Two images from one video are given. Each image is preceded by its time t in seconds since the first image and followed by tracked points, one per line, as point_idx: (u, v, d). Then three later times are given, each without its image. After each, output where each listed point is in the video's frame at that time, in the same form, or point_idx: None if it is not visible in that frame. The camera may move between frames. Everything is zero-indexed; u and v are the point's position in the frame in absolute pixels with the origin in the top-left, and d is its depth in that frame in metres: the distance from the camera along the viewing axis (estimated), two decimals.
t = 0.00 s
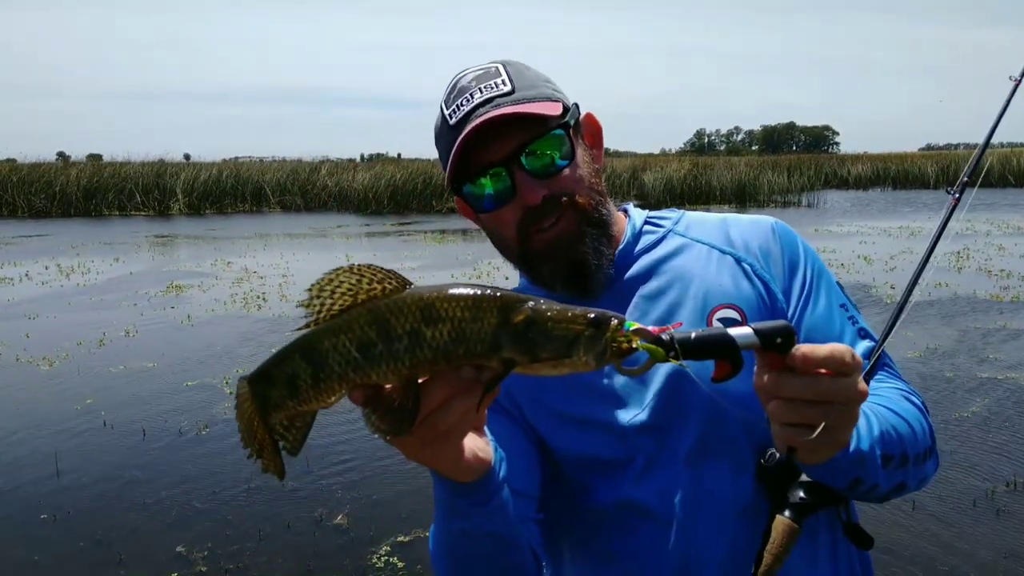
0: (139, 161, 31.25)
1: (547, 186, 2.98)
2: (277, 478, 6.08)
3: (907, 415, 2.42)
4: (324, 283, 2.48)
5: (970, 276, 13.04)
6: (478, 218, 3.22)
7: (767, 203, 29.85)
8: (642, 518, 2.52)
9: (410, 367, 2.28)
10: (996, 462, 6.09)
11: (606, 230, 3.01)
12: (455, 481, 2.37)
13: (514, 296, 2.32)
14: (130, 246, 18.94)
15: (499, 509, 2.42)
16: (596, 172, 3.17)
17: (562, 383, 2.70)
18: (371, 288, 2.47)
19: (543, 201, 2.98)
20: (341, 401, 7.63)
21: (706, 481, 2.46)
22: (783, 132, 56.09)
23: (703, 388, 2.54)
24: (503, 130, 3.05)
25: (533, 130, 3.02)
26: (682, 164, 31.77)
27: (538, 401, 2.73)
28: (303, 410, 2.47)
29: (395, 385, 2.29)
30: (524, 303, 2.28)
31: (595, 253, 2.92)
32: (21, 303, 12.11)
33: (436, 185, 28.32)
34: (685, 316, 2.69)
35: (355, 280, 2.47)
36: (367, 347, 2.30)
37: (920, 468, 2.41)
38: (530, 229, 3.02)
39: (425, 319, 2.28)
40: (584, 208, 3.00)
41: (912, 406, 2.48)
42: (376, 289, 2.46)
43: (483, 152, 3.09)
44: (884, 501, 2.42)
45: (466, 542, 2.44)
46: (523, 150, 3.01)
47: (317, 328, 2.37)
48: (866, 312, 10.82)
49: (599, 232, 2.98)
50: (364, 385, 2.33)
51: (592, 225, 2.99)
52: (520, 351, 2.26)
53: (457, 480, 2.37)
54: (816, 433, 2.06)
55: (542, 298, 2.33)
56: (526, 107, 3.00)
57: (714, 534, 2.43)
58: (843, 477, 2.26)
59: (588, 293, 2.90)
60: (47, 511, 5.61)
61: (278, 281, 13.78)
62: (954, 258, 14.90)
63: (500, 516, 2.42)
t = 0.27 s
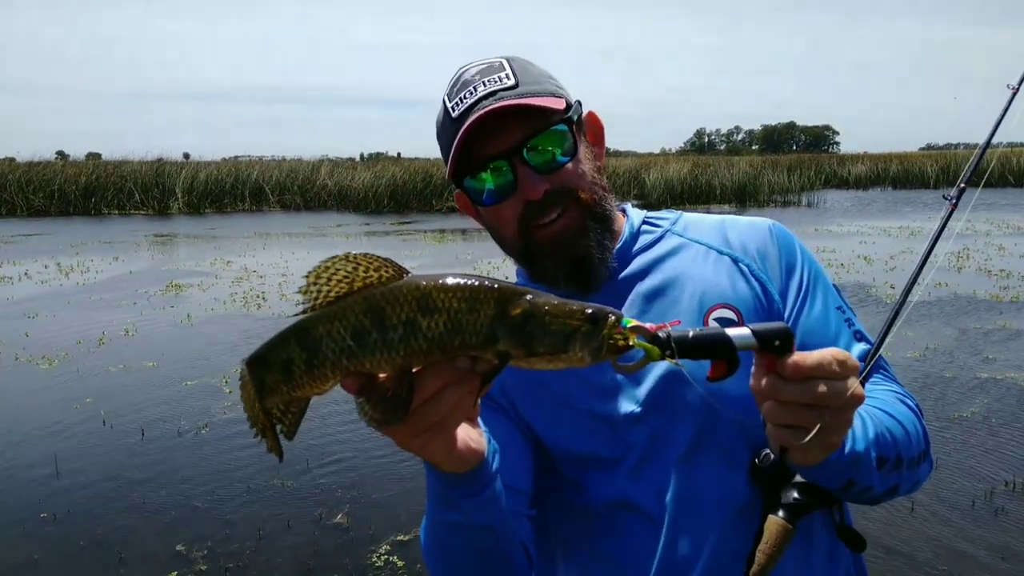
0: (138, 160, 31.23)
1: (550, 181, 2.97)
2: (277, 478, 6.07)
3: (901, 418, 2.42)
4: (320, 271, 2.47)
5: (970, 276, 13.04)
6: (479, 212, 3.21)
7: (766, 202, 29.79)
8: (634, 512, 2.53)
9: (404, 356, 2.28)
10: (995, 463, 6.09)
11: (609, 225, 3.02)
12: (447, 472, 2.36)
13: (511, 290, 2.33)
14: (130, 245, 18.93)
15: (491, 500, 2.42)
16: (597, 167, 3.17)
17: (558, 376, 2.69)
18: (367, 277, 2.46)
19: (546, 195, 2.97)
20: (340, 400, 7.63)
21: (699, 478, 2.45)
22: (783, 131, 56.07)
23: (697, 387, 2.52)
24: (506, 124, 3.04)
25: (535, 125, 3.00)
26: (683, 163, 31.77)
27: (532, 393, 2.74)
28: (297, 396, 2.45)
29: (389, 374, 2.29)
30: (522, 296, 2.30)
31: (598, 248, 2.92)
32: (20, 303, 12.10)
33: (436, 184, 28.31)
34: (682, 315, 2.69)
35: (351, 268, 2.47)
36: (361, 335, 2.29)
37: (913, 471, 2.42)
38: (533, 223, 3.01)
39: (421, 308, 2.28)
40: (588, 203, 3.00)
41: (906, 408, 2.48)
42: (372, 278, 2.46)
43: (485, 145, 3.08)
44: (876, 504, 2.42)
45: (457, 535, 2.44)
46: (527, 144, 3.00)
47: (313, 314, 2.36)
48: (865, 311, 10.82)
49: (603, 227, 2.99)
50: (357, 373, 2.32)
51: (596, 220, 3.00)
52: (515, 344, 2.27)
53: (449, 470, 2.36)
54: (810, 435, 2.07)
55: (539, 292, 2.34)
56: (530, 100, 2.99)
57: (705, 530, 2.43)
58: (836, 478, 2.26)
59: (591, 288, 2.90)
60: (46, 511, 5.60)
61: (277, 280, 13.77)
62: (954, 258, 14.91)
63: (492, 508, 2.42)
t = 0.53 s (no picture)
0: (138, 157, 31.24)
1: (548, 174, 2.96)
2: (277, 475, 6.08)
3: (894, 415, 2.42)
4: (314, 268, 2.48)
5: (970, 273, 13.03)
6: (475, 203, 3.19)
7: (766, 199, 29.60)
8: (627, 506, 2.52)
9: (398, 353, 2.28)
10: (995, 459, 6.09)
11: (603, 220, 3.03)
12: (439, 467, 2.35)
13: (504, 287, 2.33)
14: (130, 243, 18.94)
15: (483, 495, 2.40)
16: (592, 162, 3.17)
17: (551, 372, 2.68)
18: (360, 274, 2.47)
19: (543, 188, 2.95)
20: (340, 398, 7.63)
21: (693, 474, 2.46)
22: (783, 128, 56.00)
23: (690, 382, 2.52)
24: (505, 116, 3.02)
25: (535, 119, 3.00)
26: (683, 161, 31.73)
27: (525, 390, 2.73)
28: (291, 391, 2.46)
29: (382, 371, 2.29)
30: (515, 293, 2.30)
31: (592, 243, 2.92)
32: (21, 300, 12.11)
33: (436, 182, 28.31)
34: (675, 310, 2.69)
35: (344, 265, 2.47)
36: (354, 333, 2.30)
37: (906, 468, 2.42)
38: (529, 216, 2.99)
39: (415, 306, 2.28)
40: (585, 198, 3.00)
41: (899, 405, 2.48)
42: (366, 275, 2.47)
43: (484, 136, 3.05)
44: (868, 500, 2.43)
45: (449, 529, 2.43)
46: (525, 136, 2.98)
47: (306, 311, 2.36)
48: (865, 308, 10.82)
49: (597, 222, 3.00)
50: (350, 370, 2.32)
51: (590, 215, 3.00)
52: (508, 342, 2.27)
53: (442, 465, 2.35)
54: (800, 429, 2.07)
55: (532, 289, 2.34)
56: (530, 93, 2.98)
57: (698, 527, 2.43)
58: (827, 474, 2.27)
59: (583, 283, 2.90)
60: (46, 508, 5.61)
61: (276, 278, 13.75)
62: (954, 255, 14.90)
63: (484, 502, 2.41)
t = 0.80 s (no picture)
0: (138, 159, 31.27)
1: (516, 187, 2.92)
2: (277, 476, 6.08)
3: (894, 418, 2.43)
4: (315, 273, 2.47)
5: (970, 276, 13.05)
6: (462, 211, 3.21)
7: (766, 202, 29.70)
8: (622, 508, 2.52)
9: (404, 355, 2.28)
10: (995, 462, 6.09)
11: (580, 232, 2.93)
12: (438, 469, 2.39)
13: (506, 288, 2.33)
14: (130, 244, 18.96)
15: (479, 496, 2.42)
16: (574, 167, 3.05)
17: (548, 374, 2.70)
18: (362, 278, 2.47)
19: (509, 203, 2.93)
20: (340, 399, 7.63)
21: (688, 475, 2.46)
22: (783, 130, 56.07)
23: (692, 383, 2.52)
24: (474, 128, 3.00)
25: (507, 129, 2.93)
26: (682, 163, 31.77)
27: (522, 391, 2.74)
28: (291, 397, 2.44)
29: (386, 374, 2.29)
30: (518, 294, 2.30)
31: (558, 258, 2.88)
32: (21, 301, 12.11)
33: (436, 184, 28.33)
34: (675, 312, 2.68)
35: (346, 269, 2.47)
36: (359, 335, 2.29)
37: (905, 471, 2.42)
38: (499, 230, 2.99)
39: (420, 308, 2.28)
40: (555, 214, 2.92)
41: (899, 408, 2.49)
42: (367, 278, 2.47)
43: (459, 148, 3.06)
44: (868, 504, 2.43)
45: (444, 528, 2.44)
46: (492, 150, 2.95)
47: (308, 315, 2.36)
48: (865, 310, 10.83)
49: (569, 235, 2.91)
50: (355, 373, 2.31)
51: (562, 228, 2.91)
52: (511, 343, 2.27)
53: (444, 464, 2.37)
54: (806, 431, 2.07)
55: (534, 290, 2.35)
56: (495, 105, 2.93)
57: (695, 530, 2.43)
58: (829, 479, 2.27)
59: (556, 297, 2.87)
60: (46, 509, 5.61)
61: (276, 279, 13.76)
62: (954, 258, 14.92)
63: (478, 501, 2.42)
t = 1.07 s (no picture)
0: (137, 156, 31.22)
1: (503, 188, 2.92)
2: (276, 474, 6.07)
3: (891, 416, 2.42)
4: (313, 269, 2.46)
5: (970, 270, 13.03)
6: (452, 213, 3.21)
7: (765, 197, 29.68)
8: (620, 509, 2.52)
9: (404, 350, 2.27)
10: (994, 457, 6.09)
11: (568, 232, 2.90)
12: (424, 464, 2.37)
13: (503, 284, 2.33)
14: (129, 241, 18.93)
15: (465, 490, 2.42)
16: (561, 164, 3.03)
17: (544, 370, 2.70)
18: (360, 273, 2.46)
19: (496, 203, 2.92)
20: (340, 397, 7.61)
21: (688, 474, 2.46)
22: (783, 125, 55.99)
23: (690, 379, 2.52)
24: (460, 128, 2.99)
25: (493, 128, 2.91)
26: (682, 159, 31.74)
27: (519, 391, 2.74)
28: (289, 395, 2.43)
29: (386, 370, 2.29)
30: (515, 289, 2.30)
31: (546, 258, 2.86)
32: (19, 300, 12.09)
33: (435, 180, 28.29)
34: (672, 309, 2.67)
35: (343, 265, 2.46)
36: (360, 331, 2.28)
37: (903, 468, 2.42)
38: (487, 231, 2.97)
39: (419, 303, 2.28)
40: (544, 214, 2.91)
41: (896, 405, 2.49)
42: (365, 273, 2.46)
43: (447, 150, 3.06)
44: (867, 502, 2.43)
45: (435, 527, 2.44)
46: (477, 151, 2.94)
47: (307, 311, 2.34)
48: (864, 305, 10.82)
49: (556, 236, 2.88)
50: (355, 370, 2.31)
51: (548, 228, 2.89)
52: (510, 337, 2.27)
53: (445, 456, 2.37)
54: (807, 428, 2.07)
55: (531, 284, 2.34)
56: (481, 106, 2.92)
57: (692, 531, 2.43)
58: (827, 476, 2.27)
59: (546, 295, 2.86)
60: (45, 507, 5.61)
61: (276, 276, 13.74)
62: (953, 252, 14.90)
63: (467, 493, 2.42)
